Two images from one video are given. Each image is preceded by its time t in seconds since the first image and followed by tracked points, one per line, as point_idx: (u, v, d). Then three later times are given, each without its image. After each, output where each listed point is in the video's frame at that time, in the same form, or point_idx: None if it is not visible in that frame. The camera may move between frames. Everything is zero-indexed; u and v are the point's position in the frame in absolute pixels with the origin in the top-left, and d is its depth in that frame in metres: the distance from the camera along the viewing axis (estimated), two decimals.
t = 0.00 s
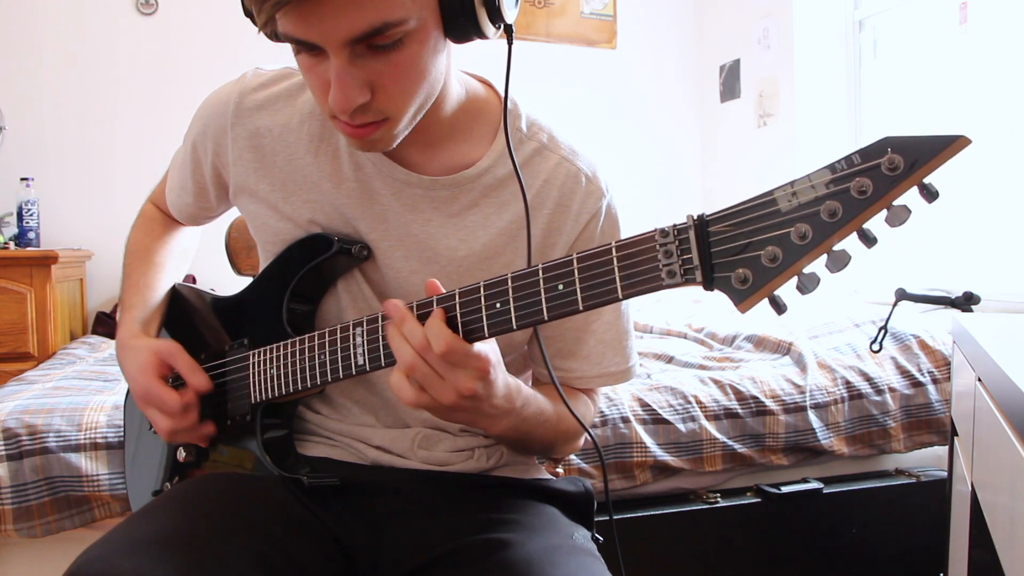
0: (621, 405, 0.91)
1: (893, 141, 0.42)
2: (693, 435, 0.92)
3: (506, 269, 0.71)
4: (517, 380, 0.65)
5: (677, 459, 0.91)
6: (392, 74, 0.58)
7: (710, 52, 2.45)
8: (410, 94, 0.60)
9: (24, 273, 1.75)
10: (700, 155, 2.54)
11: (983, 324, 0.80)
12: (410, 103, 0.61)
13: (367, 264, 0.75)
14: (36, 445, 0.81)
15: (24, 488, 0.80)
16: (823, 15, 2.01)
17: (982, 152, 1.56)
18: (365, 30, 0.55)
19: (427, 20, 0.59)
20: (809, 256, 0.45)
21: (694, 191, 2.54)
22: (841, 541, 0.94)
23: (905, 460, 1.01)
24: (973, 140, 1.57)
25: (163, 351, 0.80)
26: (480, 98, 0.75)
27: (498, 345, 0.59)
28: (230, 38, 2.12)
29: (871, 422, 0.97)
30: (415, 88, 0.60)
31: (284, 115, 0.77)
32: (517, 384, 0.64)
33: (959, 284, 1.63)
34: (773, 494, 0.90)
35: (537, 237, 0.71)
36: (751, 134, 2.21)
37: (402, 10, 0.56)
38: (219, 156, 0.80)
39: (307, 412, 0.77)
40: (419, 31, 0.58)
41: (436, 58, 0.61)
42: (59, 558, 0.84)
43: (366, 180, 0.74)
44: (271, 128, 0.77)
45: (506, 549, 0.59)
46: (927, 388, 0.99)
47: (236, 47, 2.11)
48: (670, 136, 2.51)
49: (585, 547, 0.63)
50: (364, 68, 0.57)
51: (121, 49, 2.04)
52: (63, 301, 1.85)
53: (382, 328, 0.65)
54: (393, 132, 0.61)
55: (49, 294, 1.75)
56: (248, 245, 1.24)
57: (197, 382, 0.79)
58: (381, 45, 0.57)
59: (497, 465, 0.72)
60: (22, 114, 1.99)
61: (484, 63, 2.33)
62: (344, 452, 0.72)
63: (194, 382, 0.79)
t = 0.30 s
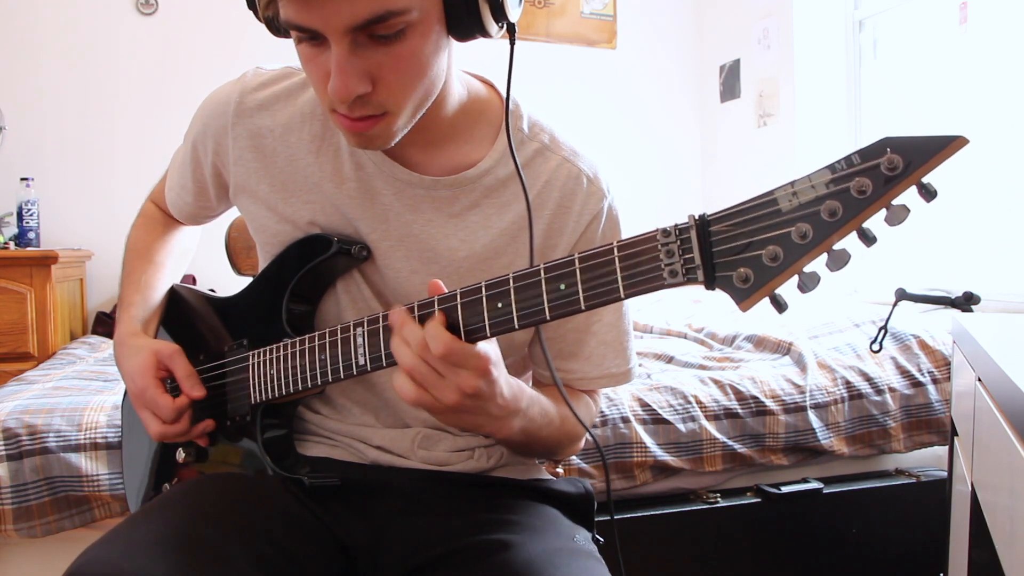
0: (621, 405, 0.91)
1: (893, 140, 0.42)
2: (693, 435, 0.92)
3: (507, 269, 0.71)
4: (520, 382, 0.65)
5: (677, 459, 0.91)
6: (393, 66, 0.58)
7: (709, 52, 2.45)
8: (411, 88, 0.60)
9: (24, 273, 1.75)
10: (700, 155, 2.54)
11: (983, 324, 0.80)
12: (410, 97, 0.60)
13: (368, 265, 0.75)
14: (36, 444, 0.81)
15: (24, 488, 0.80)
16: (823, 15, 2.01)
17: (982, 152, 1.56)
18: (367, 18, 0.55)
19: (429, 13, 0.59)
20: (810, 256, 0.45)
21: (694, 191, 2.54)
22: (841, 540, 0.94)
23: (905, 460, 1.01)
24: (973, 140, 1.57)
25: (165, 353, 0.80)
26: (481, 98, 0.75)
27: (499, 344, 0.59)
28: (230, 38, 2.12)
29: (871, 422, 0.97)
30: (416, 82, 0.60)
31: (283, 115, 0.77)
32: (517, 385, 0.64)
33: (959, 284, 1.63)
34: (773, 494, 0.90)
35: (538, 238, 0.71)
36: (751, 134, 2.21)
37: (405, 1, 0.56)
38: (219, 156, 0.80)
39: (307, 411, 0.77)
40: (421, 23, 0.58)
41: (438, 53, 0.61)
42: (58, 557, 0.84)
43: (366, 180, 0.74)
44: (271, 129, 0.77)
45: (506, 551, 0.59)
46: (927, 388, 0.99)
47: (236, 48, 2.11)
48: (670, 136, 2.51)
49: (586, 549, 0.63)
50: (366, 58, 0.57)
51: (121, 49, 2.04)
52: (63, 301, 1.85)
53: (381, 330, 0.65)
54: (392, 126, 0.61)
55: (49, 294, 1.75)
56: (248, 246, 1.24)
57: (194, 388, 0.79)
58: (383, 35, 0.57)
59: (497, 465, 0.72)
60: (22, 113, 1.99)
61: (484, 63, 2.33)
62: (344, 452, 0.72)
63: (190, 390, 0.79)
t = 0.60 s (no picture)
0: (621, 405, 0.91)
1: (894, 140, 0.42)
2: (693, 435, 0.92)
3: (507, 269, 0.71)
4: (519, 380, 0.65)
5: (677, 459, 0.91)
6: (388, 65, 0.59)
7: (709, 52, 2.45)
8: (406, 87, 0.60)
9: (24, 273, 1.75)
10: (700, 155, 2.54)
11: (982, 324, 0.80)
12: (405, 97, 0.61)
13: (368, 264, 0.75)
14: (36, 445, 0.81)
15: (24, 489, 0.80)
16: (823, 15, 2.01)
17: (982, 152, 1.56)
18: (363, 15, 0.56)
19: (427, 13, 0.59)
20: (810, 256, 0.45)
21: (694, 191, 2.54)
22: (841, 540, 0.94)
23: (905, 460, 1.01)
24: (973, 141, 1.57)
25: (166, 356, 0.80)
26: (481, 98, 0.76)
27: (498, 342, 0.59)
28: (230, 38, 2.12)
29: (872, 422, 0.97)
30: (412, 82, 0.60)
31: (283, 115, 0.77)
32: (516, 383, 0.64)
33: (959, 285, 1.63)
34: (773, 494, 0.90)
35: (538, 237, 0.71)
36: (751, 134, 2.21)
37: (402, 0, 0.56)
38: (219, 156, 0.80)
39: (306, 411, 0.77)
40: (418, 23, 0.59)
41: (435, 54, 0.61)
42: (58, 557, 0.84)
43: (366, 180, 0.74)
44: (271, 129, 0.77)
45: (506, 549, 0.59)
46: (927, 388, 0.99)
47: (237, 48, 2.12)
48: (670, 136, 2.51)
49: (586, 548, 0.63)
50: (361, 55, 0.58)
51: (122, 48, 2.04)
52: (63, 301, 1.85)
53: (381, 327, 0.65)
54: (384, 125, 0.61)
55: (49, 294, 1.75)
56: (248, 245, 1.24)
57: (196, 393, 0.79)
58: (379, 34, 0.57)
59: (498, 465, 0.72)
60: (22, 113, 1.99)
61: (485, 63, 2.33)
62: (343, 452, 0.73)
63: (190, 396, 0.78)
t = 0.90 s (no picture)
0: (621, 406, 0.92)
1: (894, 142, 0.44)
2: (693, 435, 0.92)
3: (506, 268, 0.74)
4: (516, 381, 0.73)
5: (677, 459, 0.92)
6: (356, 67, 0.64)
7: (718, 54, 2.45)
8: (370, 89, 0.66)
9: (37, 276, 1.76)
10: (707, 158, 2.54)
11: (980, 323, 0.80)
12: (372, 98, 0.67)
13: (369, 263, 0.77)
14: (36, 444, 0.86)
15: (21, 488, 0.83)
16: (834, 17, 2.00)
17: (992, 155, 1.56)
18: (329, 20, 0.60)
19: (396, 25, 0.62)
20: (810, 256, 0.47)
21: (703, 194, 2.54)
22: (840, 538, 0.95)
23: (905, 460, 0.99)
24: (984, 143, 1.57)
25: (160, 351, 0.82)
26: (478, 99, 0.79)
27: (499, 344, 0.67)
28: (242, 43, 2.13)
29: (871, 422, 0.97)
30: (377, 83, 0.66)
31: (286, 116, 0.81)
32: (513, 383, 0.72)
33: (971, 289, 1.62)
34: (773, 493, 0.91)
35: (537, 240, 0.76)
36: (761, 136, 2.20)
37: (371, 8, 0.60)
38: (222, 156, 0.84)
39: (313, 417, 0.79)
40: (387, 34, 0.63)
41: (405, 61, 0.66)
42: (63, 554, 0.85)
43: (367, 180, 0.78)
44: (275, 129, 0.81)
45: (512, 548, 0.63)
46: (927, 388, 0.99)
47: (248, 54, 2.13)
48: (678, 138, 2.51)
49: (584, 547, 0.67)
50: (332, 54, 0.63)
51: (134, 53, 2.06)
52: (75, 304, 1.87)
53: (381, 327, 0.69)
54: (352, 119, 0.69)
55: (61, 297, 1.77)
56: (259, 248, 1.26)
57: (194, 392, 0.79)
58: (349, 37, 0.62)
59: (497, 465, 0.78)
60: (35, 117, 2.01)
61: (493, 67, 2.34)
62: (344, 452, 0.78)
63: (195, 393, 0.79)
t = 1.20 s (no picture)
0: (622, 406, 0.92)
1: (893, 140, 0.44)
2: (693, 436, 0.92)
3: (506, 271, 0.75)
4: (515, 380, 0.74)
5: (677, 459, 0.92)
6: (349, 62, 0.68)
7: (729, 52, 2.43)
8: (360, 88, 0.70)
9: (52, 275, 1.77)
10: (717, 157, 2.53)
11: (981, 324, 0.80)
12: (365, 93, 0.70)
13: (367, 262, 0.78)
14: (36, 445, 0.82)
15: (21, 488, 0.82)
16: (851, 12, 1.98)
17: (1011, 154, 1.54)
18: (325, 17, 0.67)
19: (386, 28, 0.67)
20: (809, 255, 0.47)
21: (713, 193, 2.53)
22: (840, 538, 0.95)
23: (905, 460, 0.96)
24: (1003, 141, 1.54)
25: (159, 349, 0.83)
26: (474, 99, 0.79)
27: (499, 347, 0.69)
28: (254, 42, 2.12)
29: (872, 423, 0.91)
30: (370, 79, 0.69)
31: (284, 118, 0.82)
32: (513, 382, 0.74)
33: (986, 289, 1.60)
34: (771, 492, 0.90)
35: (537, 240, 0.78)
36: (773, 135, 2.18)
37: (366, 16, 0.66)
38: (220, 155, 0.84)
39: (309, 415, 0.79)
40: (376, 35, 0.68)
41: (395, 65, 0.69)
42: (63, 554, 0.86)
43: (366, 178, 0.80)
44: (274, 129, 0.82)
45: (508, 546, 0.64)
46: (927, 388, 0.93)
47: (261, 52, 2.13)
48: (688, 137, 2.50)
49: (583, 538, 0.67)
50: (327, 51, 0.68)
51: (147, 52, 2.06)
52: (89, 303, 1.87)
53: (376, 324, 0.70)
54: (345, 112, 0.72)
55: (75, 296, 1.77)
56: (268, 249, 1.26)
57: (193, 390, 0.81)
58: (343, 37, 0.68)
59: (497, 464, 0.78)
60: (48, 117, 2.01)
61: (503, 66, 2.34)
62: (345, 453, 0.77)
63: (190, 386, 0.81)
